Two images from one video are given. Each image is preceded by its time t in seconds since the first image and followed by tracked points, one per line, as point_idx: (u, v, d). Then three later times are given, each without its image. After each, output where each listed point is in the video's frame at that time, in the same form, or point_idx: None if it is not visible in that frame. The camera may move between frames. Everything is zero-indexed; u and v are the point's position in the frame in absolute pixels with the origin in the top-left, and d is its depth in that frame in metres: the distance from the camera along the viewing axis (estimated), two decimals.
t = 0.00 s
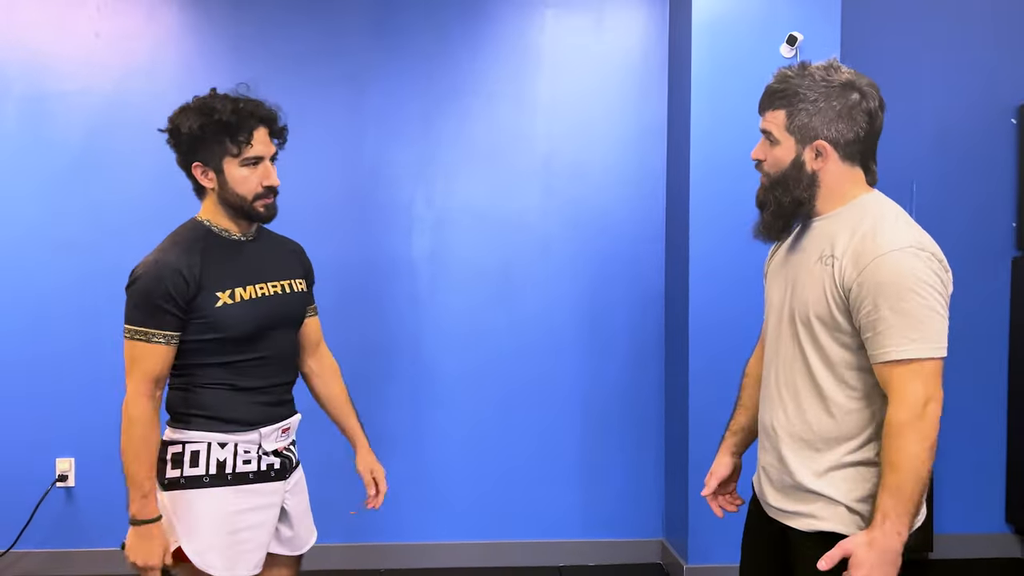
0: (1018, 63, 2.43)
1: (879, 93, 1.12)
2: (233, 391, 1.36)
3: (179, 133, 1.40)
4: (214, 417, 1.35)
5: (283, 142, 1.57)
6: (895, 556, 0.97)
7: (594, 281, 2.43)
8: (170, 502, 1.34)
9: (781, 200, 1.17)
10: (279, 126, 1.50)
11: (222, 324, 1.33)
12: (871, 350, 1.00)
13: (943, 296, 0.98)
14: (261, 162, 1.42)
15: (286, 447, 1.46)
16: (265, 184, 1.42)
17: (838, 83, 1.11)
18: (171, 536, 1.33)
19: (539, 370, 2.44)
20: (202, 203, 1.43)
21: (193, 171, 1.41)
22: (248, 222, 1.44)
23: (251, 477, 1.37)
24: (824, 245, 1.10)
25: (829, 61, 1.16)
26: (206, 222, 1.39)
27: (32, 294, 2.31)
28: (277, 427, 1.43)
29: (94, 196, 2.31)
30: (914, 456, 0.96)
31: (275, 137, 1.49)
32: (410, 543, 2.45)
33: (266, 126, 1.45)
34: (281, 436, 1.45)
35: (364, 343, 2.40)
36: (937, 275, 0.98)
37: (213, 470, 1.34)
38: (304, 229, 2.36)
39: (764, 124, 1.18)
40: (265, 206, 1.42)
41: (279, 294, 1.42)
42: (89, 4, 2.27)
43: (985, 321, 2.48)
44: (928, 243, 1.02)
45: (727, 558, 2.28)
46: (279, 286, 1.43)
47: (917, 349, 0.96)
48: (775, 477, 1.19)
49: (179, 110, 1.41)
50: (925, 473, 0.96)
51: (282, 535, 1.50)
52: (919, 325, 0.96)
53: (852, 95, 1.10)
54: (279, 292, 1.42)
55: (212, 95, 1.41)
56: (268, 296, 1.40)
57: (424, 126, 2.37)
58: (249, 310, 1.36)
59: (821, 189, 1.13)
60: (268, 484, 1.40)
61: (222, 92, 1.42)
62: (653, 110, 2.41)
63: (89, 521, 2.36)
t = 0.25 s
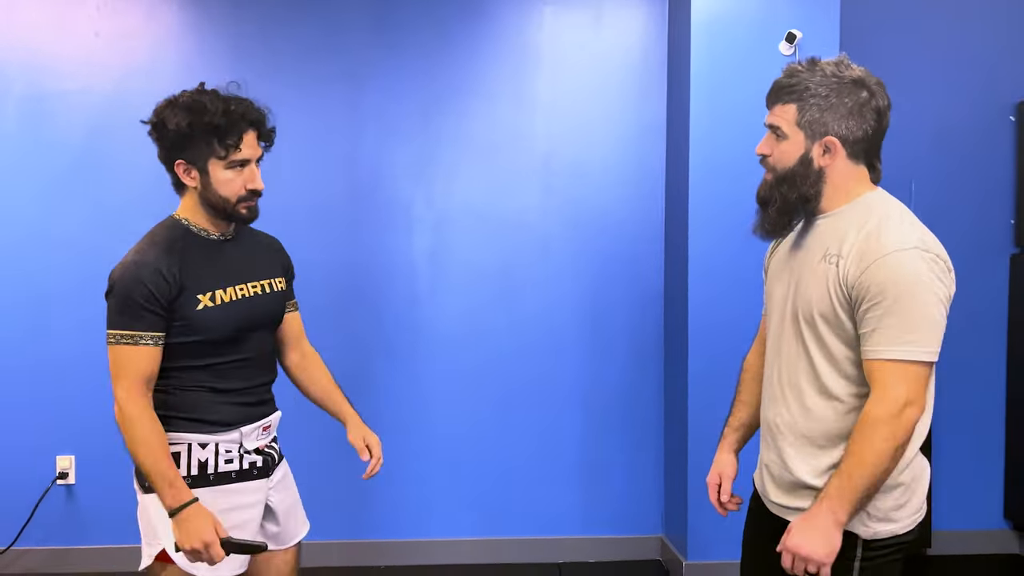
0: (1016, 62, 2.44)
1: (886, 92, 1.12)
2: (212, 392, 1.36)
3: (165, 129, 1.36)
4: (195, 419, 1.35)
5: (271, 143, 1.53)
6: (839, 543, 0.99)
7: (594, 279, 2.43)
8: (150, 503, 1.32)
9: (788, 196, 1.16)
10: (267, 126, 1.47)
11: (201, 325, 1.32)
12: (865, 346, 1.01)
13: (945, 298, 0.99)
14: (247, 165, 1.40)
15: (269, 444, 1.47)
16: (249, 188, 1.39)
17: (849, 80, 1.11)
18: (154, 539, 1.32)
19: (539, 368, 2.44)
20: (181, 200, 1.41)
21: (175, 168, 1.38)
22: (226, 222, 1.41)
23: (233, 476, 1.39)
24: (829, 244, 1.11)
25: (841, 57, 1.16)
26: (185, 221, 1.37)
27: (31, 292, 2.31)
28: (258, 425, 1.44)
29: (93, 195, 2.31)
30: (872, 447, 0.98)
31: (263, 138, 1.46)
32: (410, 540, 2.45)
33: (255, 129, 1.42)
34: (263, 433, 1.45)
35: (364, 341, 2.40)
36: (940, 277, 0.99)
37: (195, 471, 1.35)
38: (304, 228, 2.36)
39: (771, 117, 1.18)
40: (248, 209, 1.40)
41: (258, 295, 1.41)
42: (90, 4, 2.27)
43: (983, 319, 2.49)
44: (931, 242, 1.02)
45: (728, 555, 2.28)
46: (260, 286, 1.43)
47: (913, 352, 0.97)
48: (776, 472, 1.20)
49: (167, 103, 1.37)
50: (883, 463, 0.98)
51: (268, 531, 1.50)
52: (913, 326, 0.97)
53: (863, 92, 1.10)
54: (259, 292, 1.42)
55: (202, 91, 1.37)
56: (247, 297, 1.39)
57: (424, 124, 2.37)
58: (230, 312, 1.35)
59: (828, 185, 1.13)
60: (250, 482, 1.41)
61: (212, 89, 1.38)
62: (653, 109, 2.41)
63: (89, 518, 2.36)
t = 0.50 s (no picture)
0: (1014, 59, 2.44)
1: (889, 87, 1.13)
2: (208, 391, 1.36)
3: (158, 123, 1.36)
4: (192, 418, 1.35)
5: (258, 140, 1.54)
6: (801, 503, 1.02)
7: (592, 276, 2.43)
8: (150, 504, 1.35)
9: (795, 188, 1.15)
10: (259, 121, 1.48)
11: (199, 325, 1.32)
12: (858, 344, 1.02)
13: (939, 297, 1.00)
14: (241, 160, 1.41)
15: (262, 441, 1.47)
16: (244, 183, 1.40)
17: (856, 74, 1.11)
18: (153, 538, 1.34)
19: (537, 366, 2.45)
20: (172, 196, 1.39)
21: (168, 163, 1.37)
22: (220, 218, 1.42)
23: (229, 475, 1.39)
24: (826, 242, 1.11)
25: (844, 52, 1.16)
26: (179, 217, 1.37)
27: (30, 290, 2.32)
28: (252, 423, 1.44)
29: (92, 193, 2.31)
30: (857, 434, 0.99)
31: (256, 133, 1.47)
32: (408, 537, 2.46)
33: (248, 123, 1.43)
34: (256, 431, 1.45)
35: (363, 338, 2.41)
36: (933, 274, 1.00)
37: (190, 471, 1.35)
38: (303, 225, 2.37)
39: (777, 111, 1.16)
40: (243, 203, 1.41)
41: (252, 293, 1.42)
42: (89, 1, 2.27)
43: (980, 316, 2.49)
44: (927, 241, 1.03)
45: (725, 552, 2.29)
46: (254, 283, 1.43)
47: (904, 352, 0.98)
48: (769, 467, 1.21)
49: (160, 98, 1.37)
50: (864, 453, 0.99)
51: (262, 526, 1.49)
52: (909, 324, 0.98)
53: (869, 87, 1.11)
54: (254, 290, 1.42)
55: (193, 87, 1.38)
56: (242, 295, 1.39)
57: (423, 121, 2.37)
58: (228, 311, 1.36)
59: (833, 182, 1.13)
60: (246, 480, 1.41)
61: (203, 85, 1.39)
62: (651, 106, 2.42)
63: (88, 515, 2.37)
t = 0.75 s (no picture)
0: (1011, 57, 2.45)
1: (852, 79, 1.15)
2: (218, 389, 1.37)
3: (166, 122, 1.39)
4: (204, 416, 1.35)
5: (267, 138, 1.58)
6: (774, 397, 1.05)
7: (589, 274, 2.44)
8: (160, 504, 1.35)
9: (801, 200, 1.13)
10: (264, 120, 1.51)
11: (208, 321, 1.33)
12: (865, 343, 1.02)
13: (941, 293, 1.01)
14: (248, 155, 1.43)
15: (273, 441, 1.47)
16: (251, 177, 1.43)
17: (819, 77, 1.13)
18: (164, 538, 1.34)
19: (535, 364, 2.45)
20: (182, 195, 1.42)
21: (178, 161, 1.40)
22: (230, 215, 1.44)
23: (241, 474, 1.38)
24: (825, 242, 1.11)
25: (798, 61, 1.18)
26: (189, 216, 1.38)
27: (28, 288, 2.32)
28: (263, 421, 1.44)
29: (91, 191, 2.31)
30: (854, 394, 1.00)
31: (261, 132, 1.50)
32: (406, 534, 2.46)
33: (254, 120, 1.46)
34: (268, 430, 1.46)
35: (361, 336, 2.41)
36: (934, 271, 1.00)
37: (202, 469, 1.34)
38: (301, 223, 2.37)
39: (759, 135, 1.16)
40: (251, 198, 1.44)
41: (260, 290, 1.43)
42: None
43: (977, 313, 2.50)
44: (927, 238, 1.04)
45: (722, 549, 2.29)
46: (261, 281, 1.45)
47: (914, 349, 0.98)
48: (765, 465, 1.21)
49: (167, 98, 1.40)
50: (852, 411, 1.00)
51: (275, 527, 1.50)
52: (917, 319, 0.98)
53: (836, 84, 1.13)
54: (261, 287, 1.44)
55: (200, 86, 1.41)
56: (250, 292, 1.41)
57: (421, 120, 2.37)
58: (237, 307, 1.37)
59: (830, 181, 1.13)
60: (258, 480, 1.41)
61: (209, 84, 1.42)
62: (648, 104, 2.42)
63: (87, 514, 2.37)
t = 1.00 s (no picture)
0: (1009, 55, 2.45)
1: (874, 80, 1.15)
2: (233, 384, 1.37)
3: (182, 120, 1.40)
4: (217, 412, 1.35)
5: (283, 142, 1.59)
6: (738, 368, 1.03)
7: (587, 272, 2.44)
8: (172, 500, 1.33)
9: (794, 184, 1.14)
10: (280, 121, 1.52)
11: (221, 315, 1.33)
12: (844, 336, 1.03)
13: (930, 295, 1.01)
14: (262, 154, 1.44)
15: (287, 438, 1.48)
16: (264, 177, 1.43)
17: (843, 68, 1.12)
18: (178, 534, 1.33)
19: (532, 361, 2.46)
20: (196, 193, 1.43)
21: (192, 158, 1.41)
22: (243, 214, 1.45)
23: (255, 471, 1.38)
24: (821, 237, 1.12)
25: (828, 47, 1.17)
26: (201, 213, 1.39)
27: (26, 287, 2.32)
28: (277, 419, 1.44)
29: (88, 190, 2.31)
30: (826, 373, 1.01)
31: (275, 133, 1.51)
32: (405, 531, 2.47)
33: (268, 121, 1.47)
34: (282, 427, 1.46)
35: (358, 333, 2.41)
36: (927, 271, 1.01)
37: (217, 466, 1.35)
38: (297, 222, 2.37)
39: (769, 112, 1.15)
40: (262, 198, 1.44)
41: (273, 287, 1.44)
42: None
43: (974, 311, 2.50)
44: (921, 238, 1.05)
45: (719, 546, 2.30)
46: (273, 279, 1.45)
47: (891, 345, 0.99)
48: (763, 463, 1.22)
49: (184, 98, 1.42)
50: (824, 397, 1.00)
51: (288, 524, 1.51)
52: (897, 318, 0.99)
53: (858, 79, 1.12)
54: (274, 284, 1.44)
55: (216, 86, 1.42)
56: (263, 288, 1.41)
57: (418, 118, 2.37)
58: (249, 301, 1.37)
59: (829, 176, 1.13)
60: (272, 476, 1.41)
61: (226, 85, 1.44)
62: (646, 103, 2.42)
63: (85, 512, 2.37)
